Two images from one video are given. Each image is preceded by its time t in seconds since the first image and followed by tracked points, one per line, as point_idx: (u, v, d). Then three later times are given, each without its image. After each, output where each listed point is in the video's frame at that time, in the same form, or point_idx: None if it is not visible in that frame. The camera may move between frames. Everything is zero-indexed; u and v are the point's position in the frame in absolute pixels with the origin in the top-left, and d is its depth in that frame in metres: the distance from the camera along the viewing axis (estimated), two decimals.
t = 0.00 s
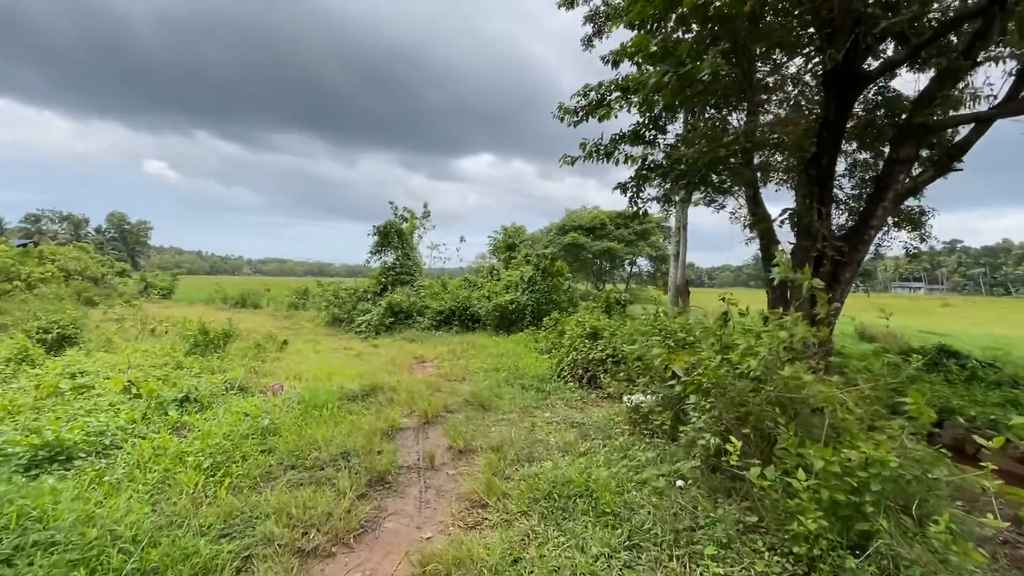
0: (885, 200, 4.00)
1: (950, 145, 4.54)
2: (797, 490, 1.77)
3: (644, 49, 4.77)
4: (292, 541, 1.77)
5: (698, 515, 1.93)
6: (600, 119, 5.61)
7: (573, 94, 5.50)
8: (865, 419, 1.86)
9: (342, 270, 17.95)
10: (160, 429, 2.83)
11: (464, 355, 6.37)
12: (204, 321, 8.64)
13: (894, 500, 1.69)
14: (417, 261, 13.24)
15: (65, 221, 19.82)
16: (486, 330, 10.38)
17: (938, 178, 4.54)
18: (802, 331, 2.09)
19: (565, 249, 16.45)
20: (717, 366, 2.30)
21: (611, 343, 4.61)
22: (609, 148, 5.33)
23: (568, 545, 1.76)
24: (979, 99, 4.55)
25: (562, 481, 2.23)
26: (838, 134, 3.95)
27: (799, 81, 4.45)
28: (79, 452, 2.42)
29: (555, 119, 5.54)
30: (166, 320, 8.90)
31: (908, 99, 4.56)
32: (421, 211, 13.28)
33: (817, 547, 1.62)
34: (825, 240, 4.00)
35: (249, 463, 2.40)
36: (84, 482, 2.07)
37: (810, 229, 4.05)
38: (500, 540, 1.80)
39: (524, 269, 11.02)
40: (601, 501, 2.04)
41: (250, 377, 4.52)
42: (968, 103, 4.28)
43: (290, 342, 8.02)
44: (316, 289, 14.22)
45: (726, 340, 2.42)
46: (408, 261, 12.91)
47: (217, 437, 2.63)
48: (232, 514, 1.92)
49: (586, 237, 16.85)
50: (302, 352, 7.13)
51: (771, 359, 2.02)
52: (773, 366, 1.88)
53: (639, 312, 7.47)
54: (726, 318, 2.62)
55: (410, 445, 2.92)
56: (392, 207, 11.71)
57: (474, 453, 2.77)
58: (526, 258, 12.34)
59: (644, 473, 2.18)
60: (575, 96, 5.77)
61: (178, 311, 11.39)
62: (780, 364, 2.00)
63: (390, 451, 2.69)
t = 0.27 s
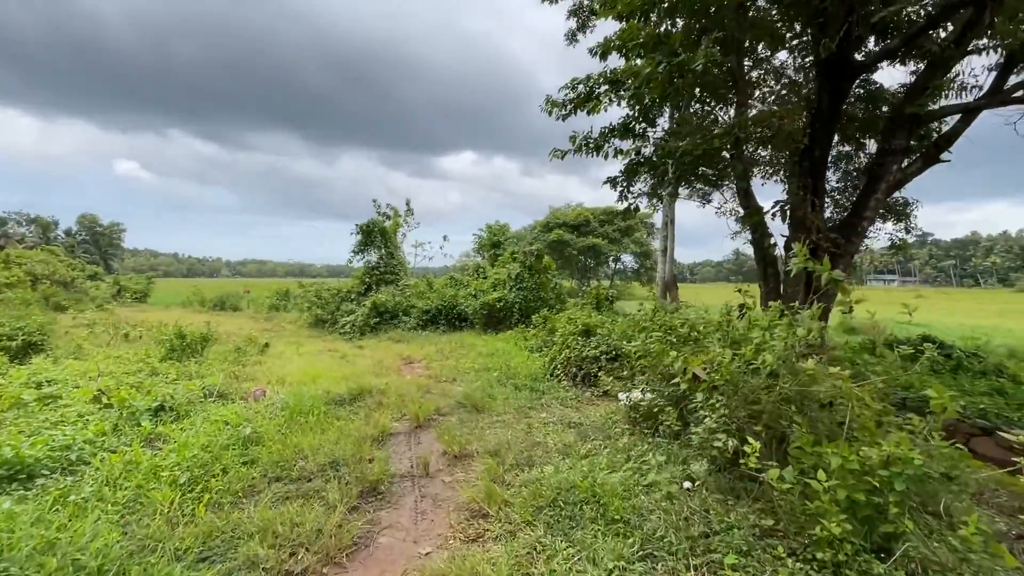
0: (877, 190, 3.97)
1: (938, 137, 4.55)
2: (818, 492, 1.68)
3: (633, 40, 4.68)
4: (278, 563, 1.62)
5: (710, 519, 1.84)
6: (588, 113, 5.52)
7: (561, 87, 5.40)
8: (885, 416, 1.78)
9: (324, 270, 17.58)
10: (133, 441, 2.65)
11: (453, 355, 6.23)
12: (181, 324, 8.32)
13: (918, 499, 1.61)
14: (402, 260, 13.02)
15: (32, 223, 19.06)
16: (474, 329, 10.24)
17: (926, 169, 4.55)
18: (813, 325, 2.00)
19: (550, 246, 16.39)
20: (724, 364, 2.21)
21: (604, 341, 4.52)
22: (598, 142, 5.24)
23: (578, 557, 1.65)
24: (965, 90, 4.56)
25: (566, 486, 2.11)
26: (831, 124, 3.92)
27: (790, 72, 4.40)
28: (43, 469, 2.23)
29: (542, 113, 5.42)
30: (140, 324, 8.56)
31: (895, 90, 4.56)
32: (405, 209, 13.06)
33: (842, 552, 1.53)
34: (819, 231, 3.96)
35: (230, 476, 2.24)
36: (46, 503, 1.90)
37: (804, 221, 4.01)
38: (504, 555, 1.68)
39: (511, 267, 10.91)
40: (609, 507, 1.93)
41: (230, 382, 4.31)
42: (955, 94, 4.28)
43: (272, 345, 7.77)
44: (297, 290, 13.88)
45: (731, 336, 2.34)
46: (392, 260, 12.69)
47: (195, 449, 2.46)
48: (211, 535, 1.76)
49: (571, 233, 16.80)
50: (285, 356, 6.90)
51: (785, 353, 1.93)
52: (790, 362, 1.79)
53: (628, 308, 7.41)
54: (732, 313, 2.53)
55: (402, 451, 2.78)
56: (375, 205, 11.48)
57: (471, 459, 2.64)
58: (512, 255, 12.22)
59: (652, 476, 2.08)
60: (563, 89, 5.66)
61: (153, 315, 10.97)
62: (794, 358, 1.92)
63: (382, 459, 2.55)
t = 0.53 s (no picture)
0: (879, 186, 3.90)
1: (935, 133, 4.50)
2: (856, 504, 1.54)
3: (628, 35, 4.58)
4: None
5: (737, 535, 1.70)
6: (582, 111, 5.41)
7: (554, 86, 5.29)
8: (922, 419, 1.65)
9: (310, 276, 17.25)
10: (104, 460, 2.44)
11: (446, 361, 6.05)
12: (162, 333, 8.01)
13: (964, 509, 1.48)
14: (390, 264, 12.79)
15: (7, 231, 18.44)
16: (465, 334, 10.06)
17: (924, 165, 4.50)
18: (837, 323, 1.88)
19: (541, 249, 16.30)
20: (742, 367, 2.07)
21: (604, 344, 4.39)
22: (593, 141, 5.12)
23: None
24: (960, 85, 4.54)
25: (578, 501, 1.96)
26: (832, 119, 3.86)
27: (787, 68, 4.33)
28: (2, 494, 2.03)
29: (536, 111, 5.29)
30: (119, 334, 8.24)
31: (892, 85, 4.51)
32: (393, 212, 12.86)
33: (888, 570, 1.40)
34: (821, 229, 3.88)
35: (210, 498, 2.05)
36: (2, 534, 1.70)
37: (806, 217, 3.92)
38: None
39: (502, 270, 10.76)
40: (626, 524, 1.79)
41: (213, 394, 4.09)
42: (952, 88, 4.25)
43: (258, 353, 7.52)
44: (284, 296, 13.57)
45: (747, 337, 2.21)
46: (381, 264, 12.46)
47: (172, 468, 2.27)
48: (188, 566, 1.58)
49: (560, 236, 16.71)
50: (271, 364, 6.66)
51: (813, 353, 1.79)
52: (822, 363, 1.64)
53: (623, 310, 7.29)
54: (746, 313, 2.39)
55: (397, 464, 2.61)
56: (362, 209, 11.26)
57: (472, 473, 2.47)
58: (503, 258, 12.07)
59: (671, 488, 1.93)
60: (556, 88, 5.54)
61: (132, 324, 10.59)
62: (827, 357, 1.77)
63: (377, 475, 2.37)
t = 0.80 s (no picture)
0: (879, 195, 3.84)
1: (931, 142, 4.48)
2: (896, 537, 1.41)
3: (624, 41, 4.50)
4: None
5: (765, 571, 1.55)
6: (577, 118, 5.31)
7: (549, 92, 5.19)
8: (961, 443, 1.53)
9: (294, 284, 16.88)
10: (63, 488, 2.21)
11: (436, 372, 5.86)
12: (137, 343, 7.67)
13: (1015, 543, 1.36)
14: (377, 273, 12.56)
15: None
16: (454, 343, 9.87)
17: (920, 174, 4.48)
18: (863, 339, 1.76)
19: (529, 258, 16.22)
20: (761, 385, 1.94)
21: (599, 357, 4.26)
22: (588, 148, 5.02)
23: None
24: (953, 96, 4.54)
25: (588, 533, 1.80)
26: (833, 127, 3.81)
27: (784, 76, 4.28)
28: None
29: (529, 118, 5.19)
30: (92, 344, 7.89)
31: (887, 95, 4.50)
32: (381, 220, 12.67)
33: None
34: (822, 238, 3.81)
35: (182, 534, 1.86)
36: None
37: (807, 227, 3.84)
38: None
39: (492, 278, 10.62)
40: (642, 559, 1.63)
41: (189, 409, 3.85)
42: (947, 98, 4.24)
43: (239, 364, 7.23)
44: (267, 305, 13.21)
45: (763, 352, 2.08)
46: (368, 272, 12.22)
47: (140, 497, 2.06)
48: None
49: (549, 245, 16.63)
50: (252, 376, 6.38)
51: (840, 369, 1.67)
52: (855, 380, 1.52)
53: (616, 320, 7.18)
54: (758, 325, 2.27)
55: (388, 488, 2.43)
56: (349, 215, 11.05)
57: (469, 497, 2.31)
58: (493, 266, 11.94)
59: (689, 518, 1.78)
60: (550, 94, 5.45)
61: (106, 333, 10.16)
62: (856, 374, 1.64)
63: (366, 501, 2.19)
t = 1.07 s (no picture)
0: (865, 199, 3.84)
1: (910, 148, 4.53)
2: (924, 559, 1.30)
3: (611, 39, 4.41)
4: None
5: None
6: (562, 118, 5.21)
7: (533, 92, 5.07)
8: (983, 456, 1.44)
9: (265, 286, 16.32)
10: None
11: (414, 377, 5.65)
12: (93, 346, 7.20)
13: None
14: (353, 273, 12.23)
15: None
16: (432, 346, 9.64)
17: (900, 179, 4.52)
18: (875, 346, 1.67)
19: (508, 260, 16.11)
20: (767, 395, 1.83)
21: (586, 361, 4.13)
22: (573, 149, 4.91)
23: None
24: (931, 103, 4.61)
25: (586, 555, 1.66)
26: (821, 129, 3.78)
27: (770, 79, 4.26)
28: None
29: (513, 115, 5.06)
30: (44, 347, 7.40)
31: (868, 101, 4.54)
32: (357, 220, 12.36)
33: None
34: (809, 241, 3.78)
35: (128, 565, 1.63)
36: None
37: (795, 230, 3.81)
38: None
39: (471, 280, 10.45)
40: None
41: (147, 418, 3.57)
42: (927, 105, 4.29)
43: (204, 368, 6.86)
44: (235, 307, 12.70)
45: (766, 360, 1.98)
46: (343, 273, 11.89)
47: (82, 521, 1.82)
48: None
49: (527, 247, 16.54)
50: (218, 381, 6.04)
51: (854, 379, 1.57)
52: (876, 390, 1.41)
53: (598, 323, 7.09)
54: (759, 329, 2.18)
55: (365, 503, 2.24)
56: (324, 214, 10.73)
57: (453, 514, 2.14)
58: (472, 268, 11.78)
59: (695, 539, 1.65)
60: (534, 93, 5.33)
61: (59, 336, 9.54)
62: (871, 382, 1.55)
63: (341, 519, 2.01)
